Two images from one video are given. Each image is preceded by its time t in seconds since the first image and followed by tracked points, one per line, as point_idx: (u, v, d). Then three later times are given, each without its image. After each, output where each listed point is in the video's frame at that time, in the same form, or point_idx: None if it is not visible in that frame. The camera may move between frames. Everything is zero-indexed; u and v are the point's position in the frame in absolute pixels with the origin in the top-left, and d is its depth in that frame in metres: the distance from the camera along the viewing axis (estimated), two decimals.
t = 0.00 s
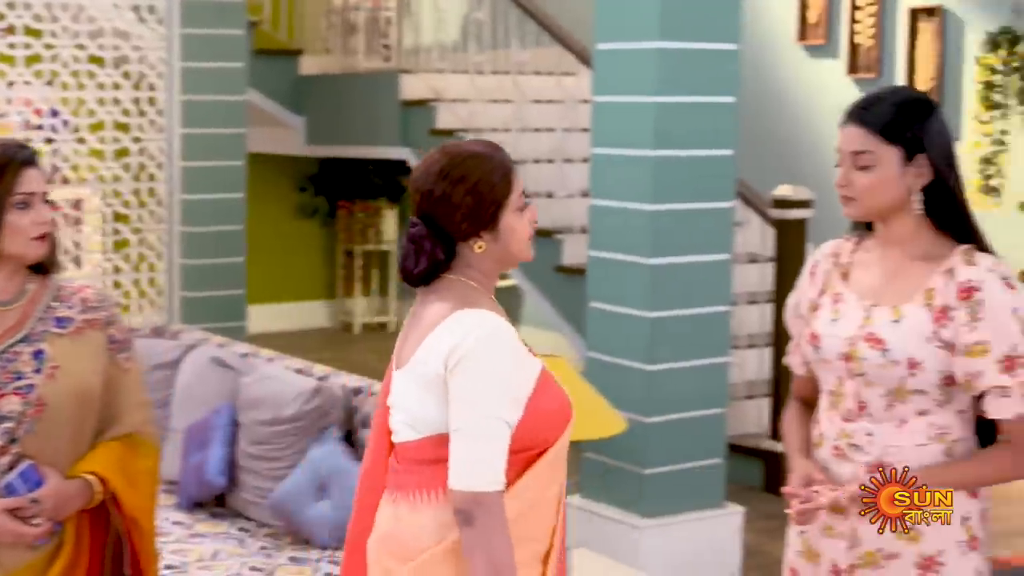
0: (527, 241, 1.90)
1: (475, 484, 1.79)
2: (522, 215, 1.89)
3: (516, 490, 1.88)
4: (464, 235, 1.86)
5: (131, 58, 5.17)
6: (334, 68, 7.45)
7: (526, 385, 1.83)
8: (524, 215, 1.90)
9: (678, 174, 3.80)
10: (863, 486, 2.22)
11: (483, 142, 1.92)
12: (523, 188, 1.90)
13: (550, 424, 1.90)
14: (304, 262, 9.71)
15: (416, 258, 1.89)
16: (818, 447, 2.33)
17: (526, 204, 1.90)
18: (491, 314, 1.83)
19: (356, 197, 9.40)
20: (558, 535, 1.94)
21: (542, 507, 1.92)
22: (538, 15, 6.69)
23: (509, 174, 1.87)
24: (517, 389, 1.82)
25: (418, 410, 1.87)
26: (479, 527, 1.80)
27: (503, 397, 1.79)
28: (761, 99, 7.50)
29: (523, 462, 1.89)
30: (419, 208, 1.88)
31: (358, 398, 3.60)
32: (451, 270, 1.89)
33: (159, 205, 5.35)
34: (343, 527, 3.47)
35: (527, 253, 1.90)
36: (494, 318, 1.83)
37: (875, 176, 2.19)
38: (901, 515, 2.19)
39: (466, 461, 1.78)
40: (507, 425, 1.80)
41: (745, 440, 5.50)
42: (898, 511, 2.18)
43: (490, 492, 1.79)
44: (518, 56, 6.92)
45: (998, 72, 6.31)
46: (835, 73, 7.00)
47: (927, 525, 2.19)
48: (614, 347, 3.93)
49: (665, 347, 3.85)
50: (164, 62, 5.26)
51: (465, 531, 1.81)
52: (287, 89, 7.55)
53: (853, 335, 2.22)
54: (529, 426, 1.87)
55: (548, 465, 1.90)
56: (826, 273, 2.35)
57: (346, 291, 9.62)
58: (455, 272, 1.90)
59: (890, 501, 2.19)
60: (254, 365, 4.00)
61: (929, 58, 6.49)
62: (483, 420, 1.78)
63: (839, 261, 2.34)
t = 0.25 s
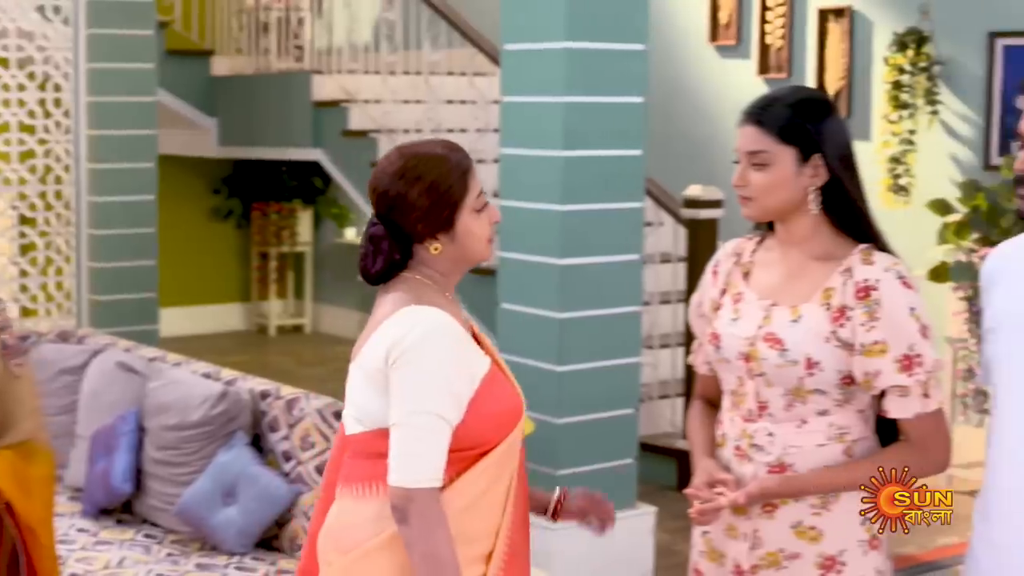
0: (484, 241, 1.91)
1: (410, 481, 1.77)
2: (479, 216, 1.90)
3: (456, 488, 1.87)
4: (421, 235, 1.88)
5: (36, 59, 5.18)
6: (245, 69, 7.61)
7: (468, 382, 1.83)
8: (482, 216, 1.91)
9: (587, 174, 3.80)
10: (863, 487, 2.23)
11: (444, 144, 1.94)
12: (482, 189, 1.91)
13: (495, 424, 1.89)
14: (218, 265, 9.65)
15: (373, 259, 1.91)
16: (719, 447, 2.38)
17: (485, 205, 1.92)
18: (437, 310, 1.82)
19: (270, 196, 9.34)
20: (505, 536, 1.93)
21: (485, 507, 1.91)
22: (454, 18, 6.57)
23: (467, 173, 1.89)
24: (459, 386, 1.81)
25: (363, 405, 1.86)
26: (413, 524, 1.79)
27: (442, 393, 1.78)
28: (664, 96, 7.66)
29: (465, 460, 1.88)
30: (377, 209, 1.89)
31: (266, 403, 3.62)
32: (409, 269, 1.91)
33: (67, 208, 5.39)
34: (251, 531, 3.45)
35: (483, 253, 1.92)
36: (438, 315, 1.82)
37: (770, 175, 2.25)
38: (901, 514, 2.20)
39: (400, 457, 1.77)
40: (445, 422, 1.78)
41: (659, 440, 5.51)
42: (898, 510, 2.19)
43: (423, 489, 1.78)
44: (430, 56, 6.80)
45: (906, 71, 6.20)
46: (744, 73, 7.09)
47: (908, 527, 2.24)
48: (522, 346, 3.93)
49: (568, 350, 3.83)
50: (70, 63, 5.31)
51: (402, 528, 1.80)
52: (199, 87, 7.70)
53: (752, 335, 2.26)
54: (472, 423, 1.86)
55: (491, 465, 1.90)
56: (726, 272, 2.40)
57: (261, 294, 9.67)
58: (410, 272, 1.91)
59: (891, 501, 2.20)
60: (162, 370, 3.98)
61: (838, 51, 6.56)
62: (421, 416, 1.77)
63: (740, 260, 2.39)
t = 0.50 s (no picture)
0: (453, 244, 2.02)
1: (368, 490, 1.90)
2: (445, 220, 2.00)
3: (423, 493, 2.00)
4: (383, 242, 1.99)
5: None
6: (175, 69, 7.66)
7: (429, 391, 1.95)
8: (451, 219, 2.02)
9: (518, 175, 3.79)
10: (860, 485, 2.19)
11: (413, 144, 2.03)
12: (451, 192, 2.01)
13: (462, 432, 2.01)
14: (153, 266, 9.73)
15: (341, 263, 2.03)
16: (646, 449, 2.37)
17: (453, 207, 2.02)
18: (399, 322, 1.94)
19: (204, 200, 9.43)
20: (481, 542, 2.04)
21: (458, 514, 2.03)
22: (388, 18, 6.56)
23: (431, 179, 1.98)
24: (418, 396, 1.93)
25: (329, 413, 1.98)
26: (370, 533, 1.91)
27: (399, 404, 1.90)
28: (597, 95, 7.68)
29: (433, 467, 2.01)
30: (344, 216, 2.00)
31: (194, 407, 3.61)
32: (378, 272, 2.03)
33: None
34: (179, 537, 3.47)
35: (454, 259, 2.03)
36: (400, 326, 1.94)
37: (693, 175, 2.24)
38: (901, 514, 2.12)
39: (358, 466, 1.89)
40: (403, 431, 1.90)
41: (593, 442, 5.52)
42: (898, 510, 2.11)
43: (382, 498, 1.90)
44: (364, 57, 6.86)
45: (838, 72, 6.20)
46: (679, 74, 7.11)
47: (927, 526, 2.07)
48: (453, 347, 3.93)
49: (498, 353, 3.82)
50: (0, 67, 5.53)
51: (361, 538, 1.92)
52: (132, 89, 7.79)
53: (678, 336, 2.26)
54: (437, 431, 1.98)
55: (461, 472, 2.01)
56: (652, 272, 2.40)
57: (197, 297, 9.77)
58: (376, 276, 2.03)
59: (891, 501, 2.12)
60: (89, 375, 3.92)
61: (771, 53, 6.57)
62: (378, 426, 1.89)
63: (667, 260, 2.39)
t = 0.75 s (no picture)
0: (400, 249, 1.98)
1: (312, 495, 1.88)
2: (392, 222, 1.98)
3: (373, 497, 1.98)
4: (332, 233, 2.00)
5: None
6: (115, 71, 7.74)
7: (374, 395, 1.93)
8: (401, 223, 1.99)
9: (453, 175, 3.78)
10: (862, 484, 2.06)
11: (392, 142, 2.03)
12: (407, 195, 1.98)
13: (413, 436, 1.99)
14: (93, 267, 9.77)
15: (315, 251, 2.06)
16: (578, 450, 2.36)
17: (405, 212, 1.99)
18: (342, 325, 1.93)
19: (144, 202, 9.50)
20: (441, 546, 2.01)
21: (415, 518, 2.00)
22: (325, 17, 6.53)
23: (379, 177, 1.97)
24: (361, 399, 1.91)
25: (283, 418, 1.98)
26: (314, 538, 1.90)
27: (341, 408, 1.88)
28: (534, 95, 7.68)
29: (384, 472, 1.99)
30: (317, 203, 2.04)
31: (127, 411, 3.63)
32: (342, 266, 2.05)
33: None
34: (113, 543, 3.48)
35: (401, 264, 1.99)
36: (342, 330, 1.92)
37: (622, 174, 2.23)
38: (900, 515, 2.03)
39: (302, 472, 1.88)
40: (346, 435, 1.88)
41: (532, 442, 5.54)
42: (897, 514, 2.03)
43: (325, 503, 1.88)
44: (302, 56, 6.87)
45: (775, 72, 6.21)
46: (619, 74, 7.11)
47: (926, 527, 2.03)
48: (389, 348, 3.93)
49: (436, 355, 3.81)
50: None
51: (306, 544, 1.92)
52: (69, 89, 7.86)
53: (608, 337, 2.25)
54: (387, 435, 1.97)
55: (413, 475, 1.99)
56: (583, 272, 2.40)
57: (137, 300, 9.82)
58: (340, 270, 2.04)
59: (889, 500, 2.03)
60: (19, 379, 3.89)
61: (710, 53, 6.60)
62: (319, 429, 1.87)
63: (598, 260, 2.39)
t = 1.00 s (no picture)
0: (345, 258, 1.99)
1: (266, 502, 1.87)
2: (343, 231, 1.99)
3: (327, 506, 1.94)
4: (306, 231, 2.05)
5: None
6: (77, 71, 7.77)
7: (330, 404, 1.91)
8: (354, 233, 1.99)
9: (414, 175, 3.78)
10: (861, 482, 2.03)
11: (377, 152, 2.03)
12: (362, 206, 1.99)
13: (371, 445, 1.95)
14: (57, 269, 9.79)
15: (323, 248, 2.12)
16: (536, 452, 2.35)
17: (359, 223, 1.99)
18: (300, 331, 1.92)
19: (109, 203, 9.55)
20: (402, 556, 1.97)
21: (374, 527, 1.96)
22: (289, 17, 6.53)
23: (336, 182, 1.99)
24: (315, 406, 1.89)
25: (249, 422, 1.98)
26: (267, 544, 1.89)
27: (294, 416, 1.87)
28: (495, 93, 7.73)
29: (340, 482, 1.95)
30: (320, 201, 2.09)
31: (86, 413, 3.65)
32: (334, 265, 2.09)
33: None
34: (70, 546, 3.47)
35: (348, 273, 1.99)
36: (301, 336, 1.91)
37: (581, 173, 2.21)
38: (900, 515, 2.02)
39: (255, 477, 1.88)
40: (298, 443, 1.87)
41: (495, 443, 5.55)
42: (898, 510, 2.01)
43: (276, 510, 1.88)
44: (265, 57, 6.98)
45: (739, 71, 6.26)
46: (583, 74, 7.14)
47: (927, 526, 2.02)
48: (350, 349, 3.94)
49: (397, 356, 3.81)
50: None
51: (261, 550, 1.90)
52: (31, 89, 7.87)
53: (565, 338, 2.23)
54: (343, 444, 1.93)
55: (371, 486, 1.95)
56: (539, 274, 2.40)
57: (102, 301, 9.81)
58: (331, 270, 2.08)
59: (889, 502, 2.01)
60: None
61: (674, 54, 6.61)
62: (269, 436, 1.87)
63: (553, 261, 2.38)
